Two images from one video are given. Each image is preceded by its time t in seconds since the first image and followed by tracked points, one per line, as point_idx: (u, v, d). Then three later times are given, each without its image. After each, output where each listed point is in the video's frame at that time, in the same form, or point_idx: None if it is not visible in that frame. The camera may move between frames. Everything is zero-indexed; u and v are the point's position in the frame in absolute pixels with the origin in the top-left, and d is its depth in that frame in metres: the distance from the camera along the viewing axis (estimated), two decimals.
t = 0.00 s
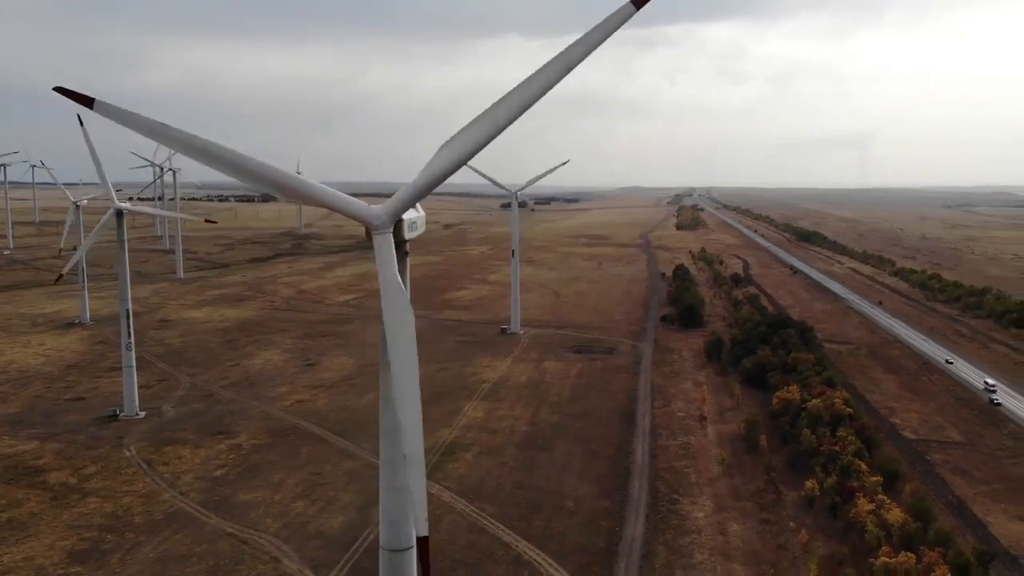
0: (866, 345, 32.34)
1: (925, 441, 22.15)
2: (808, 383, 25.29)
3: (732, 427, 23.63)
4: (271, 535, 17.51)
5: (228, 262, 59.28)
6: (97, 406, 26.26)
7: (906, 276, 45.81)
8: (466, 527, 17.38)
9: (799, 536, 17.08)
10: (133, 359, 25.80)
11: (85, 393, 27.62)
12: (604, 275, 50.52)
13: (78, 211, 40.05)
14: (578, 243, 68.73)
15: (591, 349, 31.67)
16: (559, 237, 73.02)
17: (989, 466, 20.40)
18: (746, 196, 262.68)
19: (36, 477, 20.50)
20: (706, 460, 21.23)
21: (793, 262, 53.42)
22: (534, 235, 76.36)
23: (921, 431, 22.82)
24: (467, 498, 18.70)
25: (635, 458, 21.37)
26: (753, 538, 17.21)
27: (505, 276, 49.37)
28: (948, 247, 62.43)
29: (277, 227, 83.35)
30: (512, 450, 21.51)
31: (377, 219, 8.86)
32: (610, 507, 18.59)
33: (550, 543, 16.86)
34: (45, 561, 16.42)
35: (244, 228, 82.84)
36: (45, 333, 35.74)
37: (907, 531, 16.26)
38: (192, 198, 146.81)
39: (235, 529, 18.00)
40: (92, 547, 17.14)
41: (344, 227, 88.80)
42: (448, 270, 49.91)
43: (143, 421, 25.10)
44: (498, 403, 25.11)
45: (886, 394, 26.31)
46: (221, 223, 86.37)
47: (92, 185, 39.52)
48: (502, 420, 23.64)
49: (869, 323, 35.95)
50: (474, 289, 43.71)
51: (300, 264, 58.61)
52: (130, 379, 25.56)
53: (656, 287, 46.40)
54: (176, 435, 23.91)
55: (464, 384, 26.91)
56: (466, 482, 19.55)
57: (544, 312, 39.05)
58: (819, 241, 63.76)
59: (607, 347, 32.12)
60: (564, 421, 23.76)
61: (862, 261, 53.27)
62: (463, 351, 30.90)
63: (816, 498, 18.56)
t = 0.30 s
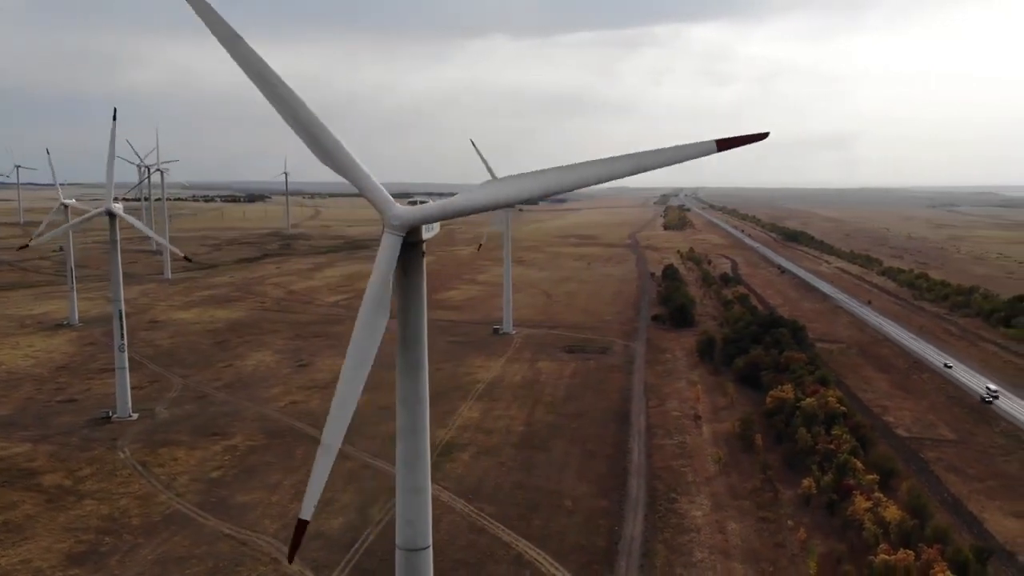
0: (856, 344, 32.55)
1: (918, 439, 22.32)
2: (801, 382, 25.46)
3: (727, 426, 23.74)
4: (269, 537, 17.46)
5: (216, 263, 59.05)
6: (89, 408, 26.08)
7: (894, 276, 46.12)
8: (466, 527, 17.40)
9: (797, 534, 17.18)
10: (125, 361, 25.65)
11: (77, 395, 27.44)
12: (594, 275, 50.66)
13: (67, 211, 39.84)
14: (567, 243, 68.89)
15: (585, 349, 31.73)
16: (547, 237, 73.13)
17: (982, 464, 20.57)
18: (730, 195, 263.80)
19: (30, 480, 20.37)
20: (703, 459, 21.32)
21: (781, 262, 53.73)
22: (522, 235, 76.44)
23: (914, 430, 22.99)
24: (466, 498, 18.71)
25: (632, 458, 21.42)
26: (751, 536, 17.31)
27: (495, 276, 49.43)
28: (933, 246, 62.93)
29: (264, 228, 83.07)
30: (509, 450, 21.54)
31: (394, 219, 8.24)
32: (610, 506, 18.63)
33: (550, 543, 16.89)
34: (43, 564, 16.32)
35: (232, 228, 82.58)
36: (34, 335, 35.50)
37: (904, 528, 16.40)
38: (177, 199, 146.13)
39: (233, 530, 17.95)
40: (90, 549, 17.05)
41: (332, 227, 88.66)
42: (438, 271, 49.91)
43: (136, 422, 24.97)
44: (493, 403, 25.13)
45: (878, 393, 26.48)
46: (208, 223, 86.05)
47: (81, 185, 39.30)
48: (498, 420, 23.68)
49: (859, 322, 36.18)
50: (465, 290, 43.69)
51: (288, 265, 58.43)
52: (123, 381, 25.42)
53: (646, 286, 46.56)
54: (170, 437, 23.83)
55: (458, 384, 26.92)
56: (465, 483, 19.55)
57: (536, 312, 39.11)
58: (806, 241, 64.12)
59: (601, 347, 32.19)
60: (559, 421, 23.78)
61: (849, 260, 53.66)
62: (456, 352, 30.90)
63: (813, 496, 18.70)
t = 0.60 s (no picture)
0: (838, 343, 32.82)
1: (903, 436, 22.54)
2: (786, 380, 25.65)
3: (714, 424, 23.88)
4: (260, 539, 17.37)
5: (196, 264, 58.64)
6: (72, 411, 25.82)
7: (873, 275, 46.53)
8: (458, 527, 17.40)
9: (788, 531, 17.31)
10: (109, 363, 25.41)
11: (59, 397, 27.16)
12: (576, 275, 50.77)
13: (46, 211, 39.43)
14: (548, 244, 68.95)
15: (570, 349, 31.79)
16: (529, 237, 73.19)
17: (967, 460, 20.81)
18: (707, 195, 265.02)
19: (16, 483, 20.15)
20: (692, 457, 21.43)
21: (762, 262, 54.04)
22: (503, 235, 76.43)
23: (898, 427, 23.22)
24: (457, 498, 18.71)
25: (622, 457, 21.48)
26: (743, 533, 17.42)
27: (478, 276, 49.41)
28: (910, 245, 63.65)
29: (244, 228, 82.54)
30: (498, 450, 21.55)
31: (406, 219, 8.06)
32: (601, 505, 18.69)
33: (542, 542, 16.93)
34: (32, 568, 16.16)
35: (211, 228, 82.01)
36: (13, 336, 35.10)
37: (893, 525, 16.57)
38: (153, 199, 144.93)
39: (223, 532, 17.85)
40: (79, 552, 16.91)
41: (310, 227, 88.11)
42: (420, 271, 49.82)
43: (121, 425, 24.76)
44: (481, 403, 25.13)
45: (861, 390, 26.73)
46: (187, 224, 85.44)
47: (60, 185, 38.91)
48: (487, 420, 23.68)
49: (840, 321, 36.51)
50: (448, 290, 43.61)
51: (269, 265, 58.10)
52: (107, 383, 25.18)
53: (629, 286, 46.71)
54: (156, 439, 23.64)
55: (445, 384, 26.89)
56: (455, 483, 19.55)
57: (520, 312, 39.14)
58: (785, 241, 64.55)
59: (586, 346, 32.27)
60: (548, 421, 23.81)
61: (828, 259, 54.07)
62: (442, 352, 30.87)
63: (801, 493, 18.84)
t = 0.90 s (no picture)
0: (806, 341, 33.25)
1: (873, 432, 22.91)
2: (757, 378, 25.96)
3: (688, 422, 24.09)
4: (238, 543, 17.20)
5: (160, 265, 57.93)
6: (39, 415, 25.38)
7: (838, 274, 47.16)
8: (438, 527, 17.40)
9: (764, 527, 17.53)
10: (78, 366, 25.02)
11: (25, 401, 26.69)
12: (545, 274, 50.90)
13: (8, 212, 38.74)
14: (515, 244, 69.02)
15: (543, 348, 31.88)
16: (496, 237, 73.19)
17: (935, 455, 21.21)
18: (670, 194, 266.79)
19: None
20: (667, 455, 21.61)
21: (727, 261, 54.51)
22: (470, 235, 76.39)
23: (868, 423, 23.60)
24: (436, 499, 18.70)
25: (598, 455, 21.60)
26: (720, 529, 17.62)
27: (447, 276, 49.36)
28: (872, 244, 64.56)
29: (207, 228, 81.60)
30: (475, 449, 21.57)
31: (404, 218, 8.05)
32: (580, 503, 18.78)
33: (523, 541, 16.98)
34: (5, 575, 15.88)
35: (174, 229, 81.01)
36: None
37: (867, 519, 16.85)
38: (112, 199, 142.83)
39: (200, 535, 17.67)
40: (53, 558, 16.65)
41: (275, 227, 87.42)
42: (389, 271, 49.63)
43: (91, 428, 24.40)
44: (455, 403, 25.12)
45: (830, 388, 27.11)
46: (149, 224, 84.32)
47: (23, 185, 38.25)
48: (462, 420, 23.68)
49: (807, 319, 36.97)
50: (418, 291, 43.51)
51: (234, 266, 57.58)
52: (76, 386, 24.80)
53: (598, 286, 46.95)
54: (127, 442, 23.34)
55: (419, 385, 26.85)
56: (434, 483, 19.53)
57: (490, 312, 39.16)
58: (749, 240, 65.21)
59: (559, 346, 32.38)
60: (524, 420, 23.86)
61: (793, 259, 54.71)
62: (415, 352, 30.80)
63: (776, 489, 19.08)
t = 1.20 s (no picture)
0: (782, 339, 33.55)
1: (851, 429, 23.18)
2: (736, 376, 26.17)
3: (669, 420, 24.24)
4: (223, 546, 17.05)
5: (132, 266, 57.29)
6: (14, 419, 25.00)
7: (810, 274, 47.63)
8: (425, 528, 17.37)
9: (748, 524, 17.69)
10: (53, 369, 24.66)
11: None
12: (520, 275, 50.91)
13: None
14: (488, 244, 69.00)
15: (522, 348, 31.93)
16: (469, 238, 73.14)
17: (913, 451, 21.51)
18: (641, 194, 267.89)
19: None
20: (649, 454, 21.73)
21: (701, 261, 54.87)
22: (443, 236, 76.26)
23: (846, 420, 23.88)
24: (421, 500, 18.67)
25: (582, 454, 21.67)
26: (705, 527, 17.75)
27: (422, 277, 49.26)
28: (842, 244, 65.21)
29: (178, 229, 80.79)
30: (459, 449, 21.56)
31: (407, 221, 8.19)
32: (565, 502, 18.83)
33: (511, 541, 16.99)
34: None
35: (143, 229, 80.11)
36: None
37: (850, 516, 17.06)
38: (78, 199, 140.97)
39: (183, 539, 17.50)
40: (34, 564, 16.43)
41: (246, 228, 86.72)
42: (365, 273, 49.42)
43: (67, 431, 24.08)
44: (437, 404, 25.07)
45: (807, 386, 27.40)
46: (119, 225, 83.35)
47: None
48: (445, 420, 23.65)
49: (782, 318, 37.30)
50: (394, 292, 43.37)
51: (207, 267, 57.06)
52: (52, 389, 24.45)
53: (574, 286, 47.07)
54: (106, 446, 23.06)
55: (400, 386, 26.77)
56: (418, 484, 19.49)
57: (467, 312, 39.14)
58: (721, 241, 65.66)
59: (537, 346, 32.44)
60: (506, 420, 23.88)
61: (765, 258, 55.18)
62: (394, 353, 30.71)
63: (758, 486, 19.24)
